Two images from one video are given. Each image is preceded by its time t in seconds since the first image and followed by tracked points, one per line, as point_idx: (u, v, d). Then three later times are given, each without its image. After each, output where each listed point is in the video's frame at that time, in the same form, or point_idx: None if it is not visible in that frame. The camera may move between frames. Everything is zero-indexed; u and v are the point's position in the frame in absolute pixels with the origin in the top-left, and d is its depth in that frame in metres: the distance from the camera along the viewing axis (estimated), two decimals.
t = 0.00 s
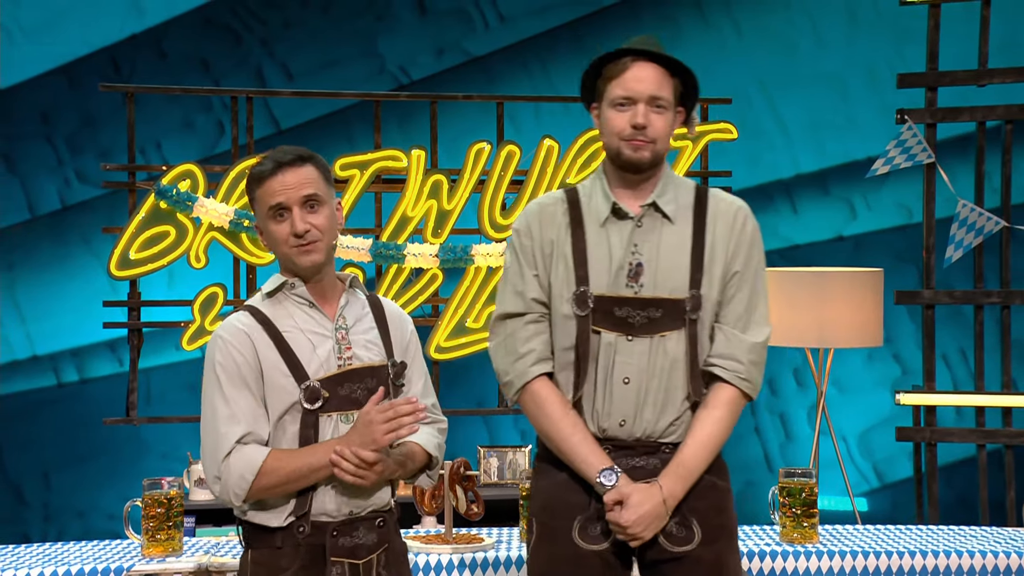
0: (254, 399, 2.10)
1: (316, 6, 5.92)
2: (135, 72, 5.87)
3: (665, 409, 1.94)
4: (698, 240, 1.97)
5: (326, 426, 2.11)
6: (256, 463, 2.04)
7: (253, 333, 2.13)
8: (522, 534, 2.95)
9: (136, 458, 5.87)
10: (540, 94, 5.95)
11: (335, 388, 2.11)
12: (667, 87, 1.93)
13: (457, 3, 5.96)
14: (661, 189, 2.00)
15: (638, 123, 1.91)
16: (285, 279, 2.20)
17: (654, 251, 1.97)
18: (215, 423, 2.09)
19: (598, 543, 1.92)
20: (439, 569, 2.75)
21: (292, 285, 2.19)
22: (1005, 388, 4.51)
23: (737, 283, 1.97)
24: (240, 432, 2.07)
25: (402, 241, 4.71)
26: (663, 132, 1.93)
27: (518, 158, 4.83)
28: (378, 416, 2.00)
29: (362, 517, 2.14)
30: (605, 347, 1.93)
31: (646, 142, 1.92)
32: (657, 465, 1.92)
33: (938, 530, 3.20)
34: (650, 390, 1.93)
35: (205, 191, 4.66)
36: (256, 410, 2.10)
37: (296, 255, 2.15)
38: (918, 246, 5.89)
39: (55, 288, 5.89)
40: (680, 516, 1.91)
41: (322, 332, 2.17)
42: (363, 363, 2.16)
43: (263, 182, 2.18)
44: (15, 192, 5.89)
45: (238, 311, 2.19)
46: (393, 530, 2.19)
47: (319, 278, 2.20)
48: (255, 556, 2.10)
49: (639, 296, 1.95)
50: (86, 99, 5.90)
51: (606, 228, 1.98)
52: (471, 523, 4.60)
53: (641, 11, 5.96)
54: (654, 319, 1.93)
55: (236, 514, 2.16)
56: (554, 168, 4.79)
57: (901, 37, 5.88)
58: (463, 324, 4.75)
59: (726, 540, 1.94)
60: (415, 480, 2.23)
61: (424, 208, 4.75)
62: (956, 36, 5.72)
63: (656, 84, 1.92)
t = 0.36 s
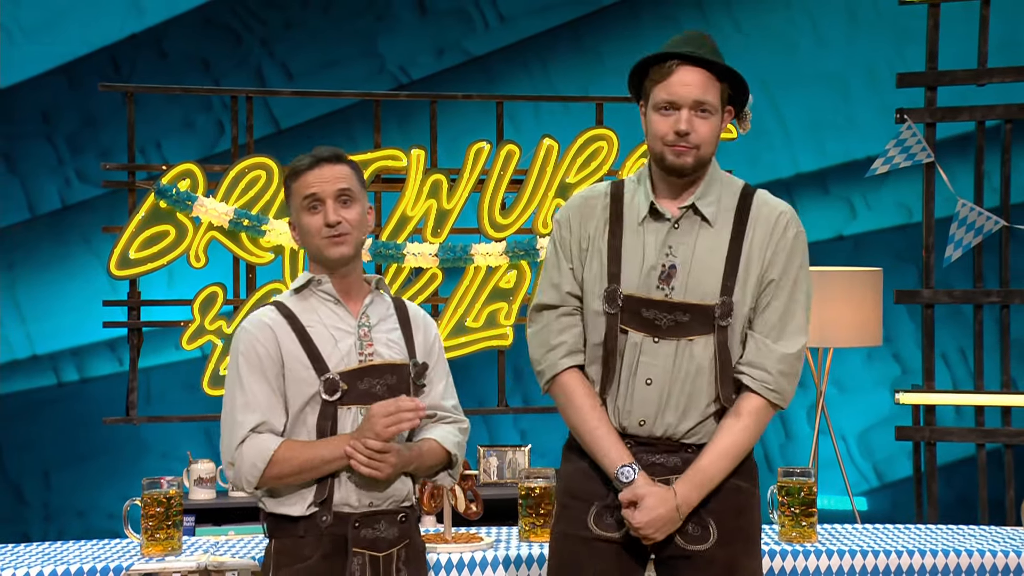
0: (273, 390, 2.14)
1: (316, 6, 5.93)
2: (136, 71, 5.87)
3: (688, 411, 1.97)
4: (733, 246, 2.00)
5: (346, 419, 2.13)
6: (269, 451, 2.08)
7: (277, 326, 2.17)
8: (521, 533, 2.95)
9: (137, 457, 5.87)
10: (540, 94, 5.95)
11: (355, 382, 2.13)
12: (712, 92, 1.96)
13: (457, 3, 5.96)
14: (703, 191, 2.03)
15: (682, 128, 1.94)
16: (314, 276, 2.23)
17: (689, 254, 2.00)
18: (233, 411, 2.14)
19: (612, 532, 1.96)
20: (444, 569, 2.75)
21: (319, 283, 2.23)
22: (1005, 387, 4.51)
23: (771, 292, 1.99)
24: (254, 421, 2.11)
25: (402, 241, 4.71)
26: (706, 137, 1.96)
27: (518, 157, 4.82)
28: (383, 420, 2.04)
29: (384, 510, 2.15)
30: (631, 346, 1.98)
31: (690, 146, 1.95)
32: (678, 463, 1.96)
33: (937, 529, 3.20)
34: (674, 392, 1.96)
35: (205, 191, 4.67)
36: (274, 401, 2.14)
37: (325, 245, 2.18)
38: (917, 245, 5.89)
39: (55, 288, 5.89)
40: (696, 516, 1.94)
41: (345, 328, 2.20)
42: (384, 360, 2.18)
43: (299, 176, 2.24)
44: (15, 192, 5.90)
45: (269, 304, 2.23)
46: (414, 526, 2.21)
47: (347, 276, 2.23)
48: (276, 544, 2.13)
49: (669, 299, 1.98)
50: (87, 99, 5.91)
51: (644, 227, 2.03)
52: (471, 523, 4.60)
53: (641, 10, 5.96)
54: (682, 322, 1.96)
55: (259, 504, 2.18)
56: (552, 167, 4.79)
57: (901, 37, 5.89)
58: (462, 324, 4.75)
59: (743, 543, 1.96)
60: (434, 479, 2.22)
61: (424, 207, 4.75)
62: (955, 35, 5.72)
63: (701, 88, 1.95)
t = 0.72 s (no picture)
0: (292, 377, 2.26)
1: (315, 6, 5.93)
2: (135, 71, 5.87)
3: (671, 408, 1.96)
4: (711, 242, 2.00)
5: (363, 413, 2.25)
6: (252, 429, 2.18)
7: (304, 318, 2.30)
8: (519, 532, 2.95)
9: (136, 457, 5.88)
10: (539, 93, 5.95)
11: (374, 378, 2.27)
12: (679, 81, 1.97)
13: (456, 3, 5.96)
14: (677, 188, 2.04)
15: (650, 115, 1.94)
16: (344, 274, 2.38)
17: (667, 251, 2.00)
18: (240, 387, 2.25)
19: (604, 540, 1.97)
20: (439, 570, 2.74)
21: (350, 279, 2.37)
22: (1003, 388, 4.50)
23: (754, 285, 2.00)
24: (253, 400, 2.21)
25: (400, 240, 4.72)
26: (677, 126, 1.96)
27: (516, 157, 4.83)
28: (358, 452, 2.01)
29: (396, 505, 2.26)
30: (615, 345, 1.97)
31: (661, 135, 1.95)
32: (665, 466, 1.95)
33: (934, 529, 3.20)
34: (657, 390, 1.95)
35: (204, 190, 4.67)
36: (291, 387, 2.25)
37: (362, 238, 2.33)
38: (916, 245, 5.89)
39: (55, 287, 5.90)
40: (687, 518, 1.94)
41: (369, 326, 2.34)
42: (405, 360, 2.32)
43: (349, 173, 2.40)
44: (14, 191, 5.90)
45: (299, 298, 2.36)
46: (426, 521, 2.31)
47: (380, 275, 2.38)
48: (291, 534, 2.24)
49: (649, 295, 1.98)
50: (86, 98, 5.91)
51: (620, 226, 2.03)
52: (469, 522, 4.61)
53: (640, 10, 5.97)
54: (664, 318, 1.96)
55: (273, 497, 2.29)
56: (551, 167, 4.80)
57: (899, 37, 5.89)
58: (461, 324, 4.75)
59: (733, 544, 1.95)
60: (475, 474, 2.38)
61: (422, 207, 4.75)
62: (954, 35, 5.72)
63: (668, 77, 1.96)
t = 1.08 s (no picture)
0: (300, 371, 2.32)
1: (314, 6, 5.93)
2: (133, 71, 5.87)
3: (655, 406, 1.85)
4: (688, 234, 1.90)
5: (366, 410, 2.27)
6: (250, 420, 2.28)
7: (315, 317, 2.35)
8: (516, 533, 2.95)
9: (135, 456, 5.88)
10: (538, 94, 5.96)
11: (379, 376, 2.29)
12: (640, 73, 1.91)
13: (455, 3, 5.96)
14: (647, 184, 1.95)
15: (614, 108, 1.88)
16: (357, 275, 2.41)
17: (644, 244, 1.90)
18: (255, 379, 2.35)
19: (591, 546, 1.84)
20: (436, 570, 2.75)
21: (362, 280, 2.41)
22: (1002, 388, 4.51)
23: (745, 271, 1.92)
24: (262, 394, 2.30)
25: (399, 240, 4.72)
26: (640, 117, 1.90)
27: (515, 157, 4.84)
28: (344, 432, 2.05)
29: (401, 500, 2.25)
30: (593, 343, 1.87)
31: (627, 126, 1.88)
32: (650, 470, 1.83)
33: (932, 529, 3.21)
34: (639, 388, 1.85)
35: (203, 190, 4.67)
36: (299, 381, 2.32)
37: (377, 247, 2.31)
38: (914, 245, 5.89)
39: (53, 288, 5.90)
40: (673, 522, 1.82)
41: (379, 326, 2.35)
42: (412, 359, 2.33)
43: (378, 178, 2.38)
44: (12, 191, 5.90)
45: (312, 297, 2.41)
46: (431, 519, 2.30)
47: (393, 280, 2.39)
48: (297, 528, 2.24)
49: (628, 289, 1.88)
50: (85, 98, 5.91)
51: (591, 224, 1.93)
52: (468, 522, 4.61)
53: (639, 10, 5.97)
54: (642, 312, 1.86)
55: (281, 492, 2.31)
56: (550, 168, 4.80)
57: (898, 37, 5.89)
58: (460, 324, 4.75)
59: (717, 549, 1.85)
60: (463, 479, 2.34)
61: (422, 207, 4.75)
62: (952, 36, 5.73)
63: (628, 70, 1.91)
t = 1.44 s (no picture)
0: (298, 379, 2.29)
1: (314, 6, 5.93)
2: (132, 71, 5.87)
3: (645, 399, 1.89)
4: (676, 226, 1.95)
5: (367, 412, 2.27)
6: (259, 435, 2.23)
7: (312, 321, 2.34)
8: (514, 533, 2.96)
9: (134, 456, 5.88)
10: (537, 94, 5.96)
11: (379, 377, 2.29)
12: (631, 73, 1.94)
13: (454, 3, 5.96)
14: (635, 177, 2.00)
15: (607, 108, 1.91)
16: (352, 277, 2.41)
17: (632, 238, 1.95)
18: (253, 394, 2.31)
19: (584, 546, 1.87)
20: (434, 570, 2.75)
21: (356, 283, 2.40)
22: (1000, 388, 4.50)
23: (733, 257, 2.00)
24: (263, 406, 2.26)
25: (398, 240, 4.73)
26: (632, 117, 1.93)
27: (514, 158, 4.84)
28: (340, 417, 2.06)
29: (400, 502, 2.25)
30: (583, 334, 1.92)
31: (619, 126, 1.92)
32: (642, 469, 1.87)
33: (930, 528, 3.21)
34: (628, 379, 1.90)
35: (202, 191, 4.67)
36: (297, 389, 2.29)
37: (365, 261, 2.32)
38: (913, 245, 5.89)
39: (53, 288, 5.91)
40: (665, 521, 1.86)
41: (377, 327, 2.34)
42: (411, 360, 2.32)
43: (347, 190, 2.35)
44: (11, 191, 5.90)
45: (305, 300, 2.40)
46: (430, 520, 2.29)
47: (385, 285, 2.39)
48: (296, 530, 2.25)
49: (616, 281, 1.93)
50: (84, 99, 5.91)
51: (579, 217, 1.98)
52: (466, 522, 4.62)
53: (638, 11, 5.97)
54: (630, 304, 1.91)
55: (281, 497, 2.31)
56: (549, 168, 4.80)
57: (897, 38, 5.89)
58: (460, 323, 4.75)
59: (709, 548, 1.88)
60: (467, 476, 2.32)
61: (421, 207, 4.75)
62: (951, 36, 5.73)
63: (620, 70, 1.93)
